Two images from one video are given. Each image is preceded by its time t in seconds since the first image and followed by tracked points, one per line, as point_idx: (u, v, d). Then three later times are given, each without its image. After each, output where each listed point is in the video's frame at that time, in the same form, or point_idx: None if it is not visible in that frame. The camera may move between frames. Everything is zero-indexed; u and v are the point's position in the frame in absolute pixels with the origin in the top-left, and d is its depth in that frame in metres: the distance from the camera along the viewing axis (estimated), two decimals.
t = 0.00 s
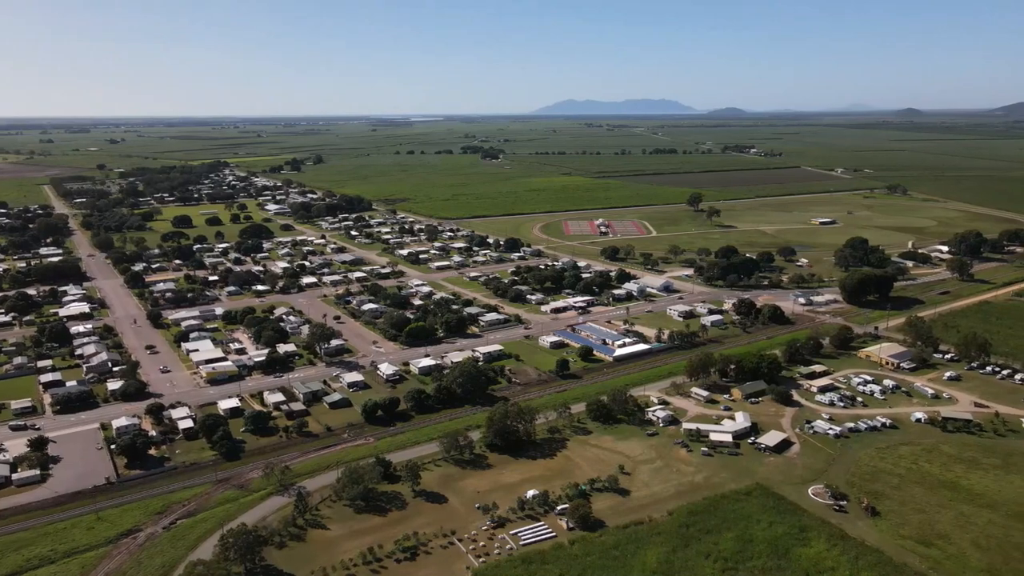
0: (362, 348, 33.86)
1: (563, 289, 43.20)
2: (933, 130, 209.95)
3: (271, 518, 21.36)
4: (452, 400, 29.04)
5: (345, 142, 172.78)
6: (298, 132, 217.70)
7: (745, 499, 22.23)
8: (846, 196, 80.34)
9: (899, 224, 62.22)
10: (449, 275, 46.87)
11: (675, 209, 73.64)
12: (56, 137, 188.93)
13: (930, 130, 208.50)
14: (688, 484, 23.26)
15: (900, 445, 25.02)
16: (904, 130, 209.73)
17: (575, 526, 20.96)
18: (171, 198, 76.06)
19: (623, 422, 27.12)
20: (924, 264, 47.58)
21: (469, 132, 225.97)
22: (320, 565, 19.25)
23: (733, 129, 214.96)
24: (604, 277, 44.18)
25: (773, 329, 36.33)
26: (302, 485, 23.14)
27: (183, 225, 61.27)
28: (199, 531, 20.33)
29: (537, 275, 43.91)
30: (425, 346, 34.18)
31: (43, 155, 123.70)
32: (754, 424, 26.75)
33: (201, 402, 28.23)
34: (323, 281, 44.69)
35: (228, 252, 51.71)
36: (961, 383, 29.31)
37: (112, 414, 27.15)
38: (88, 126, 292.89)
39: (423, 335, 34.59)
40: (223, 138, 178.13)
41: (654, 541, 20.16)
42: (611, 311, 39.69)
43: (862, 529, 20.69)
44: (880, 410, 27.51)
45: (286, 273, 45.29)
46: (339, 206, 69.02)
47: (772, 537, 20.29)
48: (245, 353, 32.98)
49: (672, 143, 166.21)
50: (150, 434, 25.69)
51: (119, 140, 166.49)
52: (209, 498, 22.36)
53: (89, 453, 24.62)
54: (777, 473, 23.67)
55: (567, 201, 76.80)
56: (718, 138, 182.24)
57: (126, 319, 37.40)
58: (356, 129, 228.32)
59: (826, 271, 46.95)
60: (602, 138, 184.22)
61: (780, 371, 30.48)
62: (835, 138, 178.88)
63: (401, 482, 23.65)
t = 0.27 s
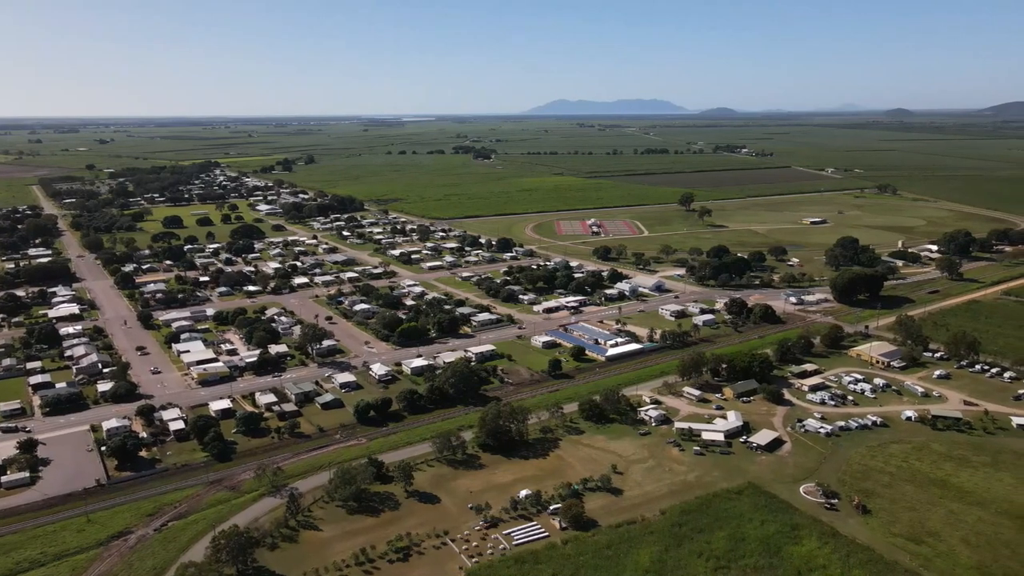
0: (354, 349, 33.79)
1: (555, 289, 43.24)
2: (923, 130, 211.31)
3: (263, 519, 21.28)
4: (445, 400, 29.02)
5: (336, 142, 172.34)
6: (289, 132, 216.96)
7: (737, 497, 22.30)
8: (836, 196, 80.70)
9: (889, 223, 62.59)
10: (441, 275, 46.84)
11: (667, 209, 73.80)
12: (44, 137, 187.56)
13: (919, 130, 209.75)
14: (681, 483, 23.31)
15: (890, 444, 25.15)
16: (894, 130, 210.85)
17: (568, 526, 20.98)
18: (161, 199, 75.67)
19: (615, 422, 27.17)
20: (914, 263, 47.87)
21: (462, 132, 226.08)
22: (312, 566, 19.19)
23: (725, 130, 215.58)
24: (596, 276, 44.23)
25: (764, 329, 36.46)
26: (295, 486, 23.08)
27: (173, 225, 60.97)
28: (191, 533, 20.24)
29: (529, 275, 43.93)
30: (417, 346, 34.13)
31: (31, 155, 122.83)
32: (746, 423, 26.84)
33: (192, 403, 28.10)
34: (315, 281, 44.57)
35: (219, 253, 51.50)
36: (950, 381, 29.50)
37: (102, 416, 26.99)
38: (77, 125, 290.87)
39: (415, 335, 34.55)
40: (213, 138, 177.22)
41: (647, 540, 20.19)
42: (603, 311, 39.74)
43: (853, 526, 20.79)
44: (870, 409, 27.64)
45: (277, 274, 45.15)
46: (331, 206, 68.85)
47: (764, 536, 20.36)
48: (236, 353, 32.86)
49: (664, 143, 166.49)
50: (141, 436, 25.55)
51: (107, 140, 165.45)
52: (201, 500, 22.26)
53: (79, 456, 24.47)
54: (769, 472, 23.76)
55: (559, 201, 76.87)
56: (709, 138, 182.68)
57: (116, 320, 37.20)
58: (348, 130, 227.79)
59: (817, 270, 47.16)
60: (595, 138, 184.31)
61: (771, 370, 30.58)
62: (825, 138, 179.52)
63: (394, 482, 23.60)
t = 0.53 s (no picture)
0: (346, 349, 33.71)
1: (548, 289, 43.26)
2: (915, 130, 212.65)
3: (256, 520, 21.22)
4: (438, 401, 29.01)
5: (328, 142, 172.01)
6: (281, 133, 216.27)
7: (729, 496, 22.37)
8: (827, 195, 81.05)
9: (879, 223, 62.93)
10: (434, 275, 46.80)
11: (659, 208, 73.96)
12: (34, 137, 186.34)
13: (910, 130, 210.96)
14: (673, 482, 23.36)
15: (881, 442, 25.28)
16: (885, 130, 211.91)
17: (561, 526, 21.00)
18: (152, 199, 75.28)
19: (608, 422, 27.20)
20: (904, 263, 48.13)
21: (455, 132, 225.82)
22: (304, 567, 19.13)
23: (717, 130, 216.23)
24: (589, 276, 44.27)
25: (756, 328, 36.58)
26: (287, 487, 23.01)
27: (164, 226, 60.69)
28: (182, 535, 20.14)
29: (522, 275, 43.93)
30: (410, 347, 34.08)
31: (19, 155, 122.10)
32: (738, 422, 26.92)
33: (183, 404, 27.97)
34: (307, 281, 44.46)
35: (210, 253, 51.30)
36: (940, 380, 29.68)
37: (92, 418, 26.85)
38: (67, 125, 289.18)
39: (407, 336, 34.50)
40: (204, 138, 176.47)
41: (639, 539, 20.23)
42: (595, 311, 39.78)
43: (845, 524, 20.89)
44: (862, 407, 27.77)
45: (269, 274, 45.01)
46: (322, 207, 68.69)
47: (756, 534, 20.43)
48: (227, 354, 32.73)
49: (656, 143, 166.75)
50: (132, 437, 25.43)
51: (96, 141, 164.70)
52: (192, 502, 22.16)
53: (70, 458, 24.33)
54: (761, 471, 23.85)
55: (551, 201, 76.94)
56: (701, 138, 183.17)
57: (106, 322, 37.01)
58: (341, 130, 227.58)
59: (808, 269, 47.34)
60: (587, 138, 184.46)
61: (763, 369, 30.68)
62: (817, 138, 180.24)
63: (387, 483, 23.57)
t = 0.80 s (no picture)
0: (339, 350, 33.63)
1: (540, 289, 43.29)
2: (905, 130, 213.88)
3: (247, 522, 21.14)
4: (430, 401, 28.98)
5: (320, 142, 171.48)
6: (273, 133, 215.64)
7: (722, 495, 22.44)
8: (818, 195, 81.39)
9: (869, 222, 63.28)
10: (426, 276, 46.75)
11: (650, 208, 74.13)
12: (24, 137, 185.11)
13: (900, 130, 212.26)
14: (665, 481, 23.42)
15: (872, 440, 25.41)
16: (876, 130, 213.04)
17: (553, 525, 21.02)
18: (142, 200, 74.88)
19: (601, 421, 27.23)
20: (894, 262, 48.41)
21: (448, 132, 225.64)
22: (296, 569, 19.07)
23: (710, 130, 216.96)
24: (581, 276, 44.32)
25: (748, 327, 36.71)
26: (279, 489, 22.93)
27: (154, 227, 60.38)
28: (174, 537, 20.06)
29: (514, 275, 43.93)
30: (402, 347, 34.03)
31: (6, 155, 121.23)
32: (729, 422, 27.01)
33: (174, 406, 27.85)
34: (298, 282, 44.33)
35: (201, 254, 51.09)
36: (930, 378, 29.85)
37: (83, 420, 26.70)
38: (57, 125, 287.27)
39: (400, 336, 34.44)
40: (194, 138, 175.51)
41: (632, 539, 20.26)
42: (587, 310, 39.83)
43: (836, 522, 20.99)
44: (852, 406, 27.91)
45: (260, 275, 44.85)
46: (314, 207, 68.49)
47: (748, 533, 20.49)
48: (219, 356, 32.61)
49: (647, 143, 167.05)
50: (123, 439, 25.31)
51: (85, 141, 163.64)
52: (184, 504, 22.07)
53: (59, 460, 24.18)
54: (753, 470, 23.93)
55: (543, 201, 77.00)
56: (693, 138, 183.76)
57: (96, 323, 36.79)
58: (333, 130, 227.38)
59: (799, 269, 47.54)
60: (579, 138, 184.66)
61: (755, 368, 30.79)
62: (808, 137, 181.03)
63: (379, 484, 23.54)
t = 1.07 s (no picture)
0: (331, 351, 33.53)
1: (532, 289, 43.31)
2: (896, 130, 215.13)
3: (239, 524, 21.06)
4: (423, 401, 28.94)
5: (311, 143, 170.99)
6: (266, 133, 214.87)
7: (714, 494, 22.51)
8: (808, 195, 81.77)
9: (860, 222, 63.61)
10: (418, 276, 46.70)
11: (642, 208, 74.28)
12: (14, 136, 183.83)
13: (891, 129, 213.56)
14: (658, 480, 23.47)
15: (863, 439, 25.54)
16: (866, 130, 214.17)
17: (546, 525, 21.03)
18: (132, 200, 74.48)
19: (593, 421, 27.26)
20: (885, 261, 48.67)
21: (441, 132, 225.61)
22: (289, 570, 19.01)
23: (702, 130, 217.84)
24: (573, 276, 44.37)
25: (739, 327, 36.83)
26: (271, 490, 22.85)
27: (145, 227, 60.08)
28: (165, 539, 19.97)
29: (506, 275, 43.93)
30: (395, 348, 33.97)
31: None
32: (721, 421, 27.09)
33: (165, 407, 27.71)
34: (290, 283, 44.18)
35: (192, 255, 50.86)
36: (920, 377, 30.03)
37: (73, 422, 26.53)
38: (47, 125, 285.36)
39: (392, 337, 34.38)
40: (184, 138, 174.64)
41: (625, 538, 20.30)
42: (579, 310, 39.87)
43: (827, 521, 21.10)
44: (843, 404, 28.04)
45: (252, 276, 44.69)
46: (305, 207, 68.28)
47: (740, 531, 20.57)
48: (210, 357, 32.47)
49: (639, 143, 167.37)
50: (113, 441, 25.17)
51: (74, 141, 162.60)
52: (175, 505, 21.97)
53: (49, 462, 24.03)
54: (745, 468, 24.01)
55: (536, 201, 77.02)
56: (685, 138, 184.38)
57: (86, 324, 36.57)
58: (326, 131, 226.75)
59: (790, 268, 47.74)
60: (570, 138, 185.06)
61: (746, 368, 30.90)
62: (799, 137, 181.80)
63: (372, 484, 23.49)
